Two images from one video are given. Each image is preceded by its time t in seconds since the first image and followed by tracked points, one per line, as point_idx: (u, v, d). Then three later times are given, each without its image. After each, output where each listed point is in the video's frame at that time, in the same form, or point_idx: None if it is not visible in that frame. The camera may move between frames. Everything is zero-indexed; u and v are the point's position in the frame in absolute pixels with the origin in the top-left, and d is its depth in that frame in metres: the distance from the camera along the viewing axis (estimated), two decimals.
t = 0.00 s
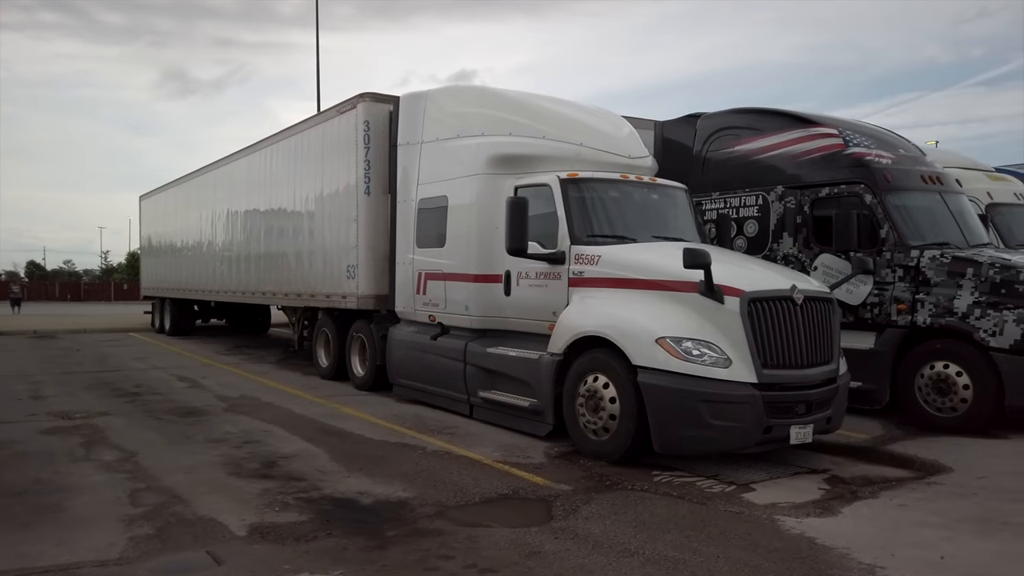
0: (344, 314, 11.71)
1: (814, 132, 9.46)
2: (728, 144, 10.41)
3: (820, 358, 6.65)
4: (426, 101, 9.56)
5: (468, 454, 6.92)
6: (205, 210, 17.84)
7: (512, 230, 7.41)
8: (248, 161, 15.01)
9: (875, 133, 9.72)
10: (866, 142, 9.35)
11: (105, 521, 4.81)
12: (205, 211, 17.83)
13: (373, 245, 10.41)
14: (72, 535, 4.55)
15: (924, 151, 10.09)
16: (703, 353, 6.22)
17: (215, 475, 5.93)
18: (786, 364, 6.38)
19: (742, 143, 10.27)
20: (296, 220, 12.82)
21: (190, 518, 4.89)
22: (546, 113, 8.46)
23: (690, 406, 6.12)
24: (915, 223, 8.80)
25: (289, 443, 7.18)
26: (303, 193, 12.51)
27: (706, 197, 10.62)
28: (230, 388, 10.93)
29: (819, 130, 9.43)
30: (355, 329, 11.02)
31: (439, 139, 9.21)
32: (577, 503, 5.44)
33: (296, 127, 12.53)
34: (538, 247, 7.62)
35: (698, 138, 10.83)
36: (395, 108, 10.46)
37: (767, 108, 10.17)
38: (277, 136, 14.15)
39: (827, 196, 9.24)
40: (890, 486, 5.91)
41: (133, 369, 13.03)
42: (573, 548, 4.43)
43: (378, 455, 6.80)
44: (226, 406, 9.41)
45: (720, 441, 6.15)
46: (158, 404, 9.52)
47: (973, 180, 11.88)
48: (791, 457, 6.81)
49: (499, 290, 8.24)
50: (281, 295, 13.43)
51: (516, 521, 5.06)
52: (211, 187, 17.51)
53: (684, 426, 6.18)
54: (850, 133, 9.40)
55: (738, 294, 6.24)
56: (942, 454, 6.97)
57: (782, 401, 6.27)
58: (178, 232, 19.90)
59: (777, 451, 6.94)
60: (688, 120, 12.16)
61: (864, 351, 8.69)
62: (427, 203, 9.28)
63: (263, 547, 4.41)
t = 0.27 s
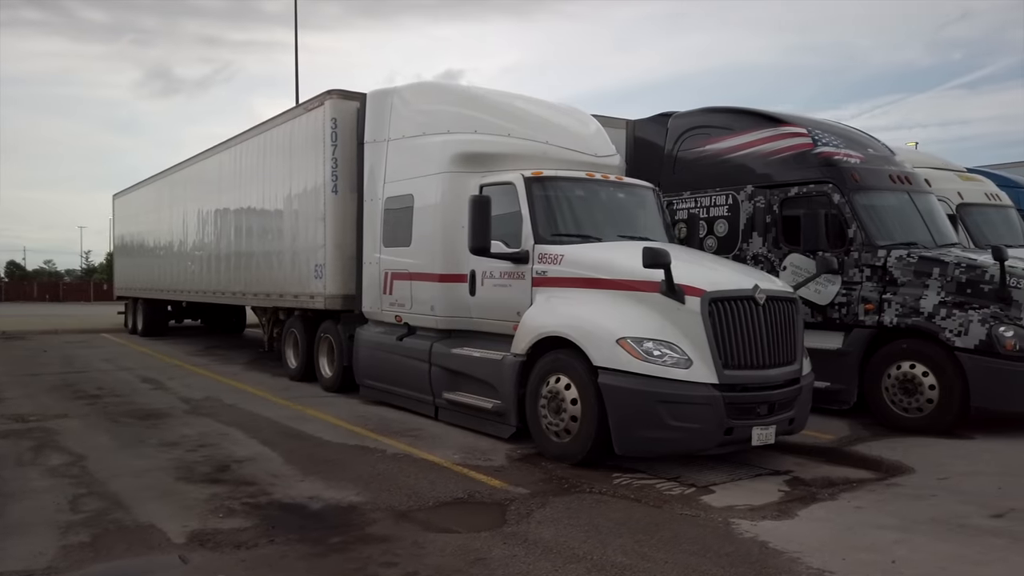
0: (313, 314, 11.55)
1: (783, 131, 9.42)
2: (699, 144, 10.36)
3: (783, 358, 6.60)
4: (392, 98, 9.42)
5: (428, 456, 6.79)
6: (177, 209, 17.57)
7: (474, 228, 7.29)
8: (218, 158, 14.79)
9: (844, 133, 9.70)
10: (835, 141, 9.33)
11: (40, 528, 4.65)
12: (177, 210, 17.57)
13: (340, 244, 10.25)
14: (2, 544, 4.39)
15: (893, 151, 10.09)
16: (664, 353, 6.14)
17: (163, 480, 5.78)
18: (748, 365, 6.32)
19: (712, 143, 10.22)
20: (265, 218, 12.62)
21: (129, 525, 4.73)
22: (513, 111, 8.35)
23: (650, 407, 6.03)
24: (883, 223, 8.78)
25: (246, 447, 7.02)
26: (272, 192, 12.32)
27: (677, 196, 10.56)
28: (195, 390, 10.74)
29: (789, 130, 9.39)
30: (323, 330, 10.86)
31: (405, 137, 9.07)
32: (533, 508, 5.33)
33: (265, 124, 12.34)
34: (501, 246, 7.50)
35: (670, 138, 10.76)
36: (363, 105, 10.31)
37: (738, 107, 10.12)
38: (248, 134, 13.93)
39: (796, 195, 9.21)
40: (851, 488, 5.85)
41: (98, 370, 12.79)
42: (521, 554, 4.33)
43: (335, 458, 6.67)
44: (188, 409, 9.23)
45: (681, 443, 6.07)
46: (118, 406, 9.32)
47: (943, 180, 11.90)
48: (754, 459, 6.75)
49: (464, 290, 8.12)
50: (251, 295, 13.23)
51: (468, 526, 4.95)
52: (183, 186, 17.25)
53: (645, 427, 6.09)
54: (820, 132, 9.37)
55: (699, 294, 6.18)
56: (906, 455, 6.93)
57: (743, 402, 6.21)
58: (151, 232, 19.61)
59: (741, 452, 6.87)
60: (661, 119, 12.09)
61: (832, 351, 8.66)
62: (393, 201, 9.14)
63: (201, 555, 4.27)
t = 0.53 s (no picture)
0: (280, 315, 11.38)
1: (751, 131, 9.39)
2: (668, 143, 10.30)
3: (743, 359, 6.55)
4: (357, 96, 9.28)
5: (385, 460, 6.67)
6: (148, 209, 17.31)
7: (434, 228, 7.17)
8: (188, 157, 14.56)
9: (812, 133, 9.68)
10: (802, 141, 9.30)
11: None
12: (148, 209, 17.31)
13: (306, 244, 10.09)
14: None
15: (861, 151, 10.08)
16: (622, 354, 6.06)
17: (106, 487, 5.62)
18: (707, 366, 6.25)
19: (682, 142, 10.17)
20: (233, 218, 12.42)
21: (62, 534, 4.58)
22: (477, 109, 8.24)
23: (608, 409, 5.95)
24: (849, 223, 8.76)
25: (199, 451, 6.86)
26: (240, 190, 12.12)
27: (647, 196, 10.50)
28: (158, 392, 10.54)
29: (757, 129, 9.36)
30: (289, 332, 10.70)
31: (369, 135, 8.94)
32: (484, 512, 5.23)
33: (233, 122, 12.14)
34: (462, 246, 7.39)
35: (640, 137, 10.70)
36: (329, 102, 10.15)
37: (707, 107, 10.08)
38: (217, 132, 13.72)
39: (763, 195, 9.18)
40: (809, 490, 5.79)
41: (62, 373, 12.55)
42: (465, 561, 4.22)
43: (289, 462, 6.53)
44: (147, 412, 9.04)
45: (639, 445, 5.99)
46: (75, 409, 9.12)
47: (913, 180, 11.92)
48: (715, 461, 6.68)
49: (427, 291, 8.00)
50: (219, 296, 13.03)
51: (416, 532, 4.84)
52: (153, 185, 16.99)
53: (603, 430, 6.00)
54: (787, 132, 9.35)
55: (657, 295, 6.11)
56: (867, 456, 6.89)
57: (703, 403, 6.15)
58: (122, 232, 19.32)
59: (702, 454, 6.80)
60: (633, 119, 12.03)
61: (798, 352, 8.64)
62: (357, 201, 9.00)
63: (132, 565, 4.13)
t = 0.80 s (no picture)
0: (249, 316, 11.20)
1: (722, 131, 9.33)
2: (641, 143, 10.23)
3: (708, 361, 6.47)
4: (324, 94, 9.13)
5: (344, 464, 6.54)
6: (121, 208, 17.05)
7: (396, 228, 7.03)
8: (159, 155, 14.33)
9: (784, 133, 9.62)
10: (773, 141, 9.25)
11: None
12: (120, 209, 17.05)
13: (273, 244, 9.93)
14: None
15: (833, 151, 10.04)
16: (584, 357, 5.95)
17: (51, 494, 5.45)
18: (671, 368, 6.17)
19: (654, 142, 10.09)
20: (203, 218, 12.23)
21: None
22: (443, 108, 8.12)
23: (569, 413, 5.84)
24: (819, 223, 8.72)
25: (154, 456, 6.70)
26: (209, 190, 11.93)
27: (620, 196, 10.42)
28: (122, 395, 10.34)
29: (728, 129, 9.31)
30: (257, 333, 10.53)
31: (336, 133, 8.79)
32: (439, 519, 5.10)
33: (202, 120, 11.94)
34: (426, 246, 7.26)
35: (613, 137, 10.62)
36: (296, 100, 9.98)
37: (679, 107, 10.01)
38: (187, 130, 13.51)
39: (734, 195, 9.13)
40: (771, 494, 5.72)
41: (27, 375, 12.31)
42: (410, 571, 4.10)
43: (245, 468, 6.37)
44: (107, 415, 8.85)
45: (600, 449, 5.89)
46: (34, 413, 8.92)
47: (887, 181, 11.90)
48: (680, 464, 6.59)
49: (392, 292, 7.86)
50: (189, 297, 12.83)
51: (365, 540, 4.71)
52: (126, 184, 16.73)
53: (564, 433, 5.89)
54: (758, 132, 9.29)
55: (620, 296, 6.02)
56: (833, 459, 6.84)
57: (666, 406, 6.06)
58: (96, 232, 19.03)
59: (667, 457, 6.72)
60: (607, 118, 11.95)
61: (768, 353, 8.59)
62: (323, 200, 8.85)
63: None
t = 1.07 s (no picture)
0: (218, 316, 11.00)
1: (696, 129, 9.27)
2: (614, 142, 10.14)
3: (674, 362, 6.37)
4: (291, 90, 8.96)
5: (303, 468, 6.38)
6: (92, 206, 16.75)
7: (360, 225, 6.87)
8: (129, 153, 14.08)
9: (758, 132, 9.56)
10: (747, 140, 9.17)
11: None
12: (91, 207, 16.74)
13: (241, 243, 9.73)
14: None
15: (807, 151, 9.98)
16: (547, 358, 5.83)
17: None
18: (636, 369, 6.07)
19: (628, 141, 10.00)
20: (172, 216, 12.00)
21: None
22: (410, 104, 7.97)
23: (531, 414, 5.72)
24: (791, 223, 8.66)
25: (107, 461, 6.51)
26: (178, 187, 11.71)
27: (594, 195, 10.31)
28: (86, 397, 10.11)
29: (701, 128, 9.24)
30: (224, 333, 10.33)
31: (302, 130, 8.62)
32: (394, 525, 4.96)
33: (170, 116, 11.72)
34: (391, 245, 7.11)
35: (587, 136, 10.52)
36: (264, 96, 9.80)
37: (653, 105, 9.92)
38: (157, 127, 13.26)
39: (707, 194, 9.06)
40: (736, 497, 5.63)
41: None
42: None
43: (201, 472, 6.20)
44: (66, 418, 8.63)
45: (564, 452, 5.77)
46: None
47: (862, 181, 11.86)
48: (647, 467, 6.48)
49: (357, 291, 7.70)
50: (158, 297, 12.59)
51: (315, 548, 4.56)
52: (97, 181, 16.43)
53: (526, 436, 5.77)
54: (731, 131, 9.21)
55: (584, 296, 5.91)
56: (802, 461, 6.76)
57: (630, 408, 5.96)
58: (67, 230, 18.69)
59: (634, 460, 6.62)
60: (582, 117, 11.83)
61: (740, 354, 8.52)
62: (290, 198, 8.67)
63: None
